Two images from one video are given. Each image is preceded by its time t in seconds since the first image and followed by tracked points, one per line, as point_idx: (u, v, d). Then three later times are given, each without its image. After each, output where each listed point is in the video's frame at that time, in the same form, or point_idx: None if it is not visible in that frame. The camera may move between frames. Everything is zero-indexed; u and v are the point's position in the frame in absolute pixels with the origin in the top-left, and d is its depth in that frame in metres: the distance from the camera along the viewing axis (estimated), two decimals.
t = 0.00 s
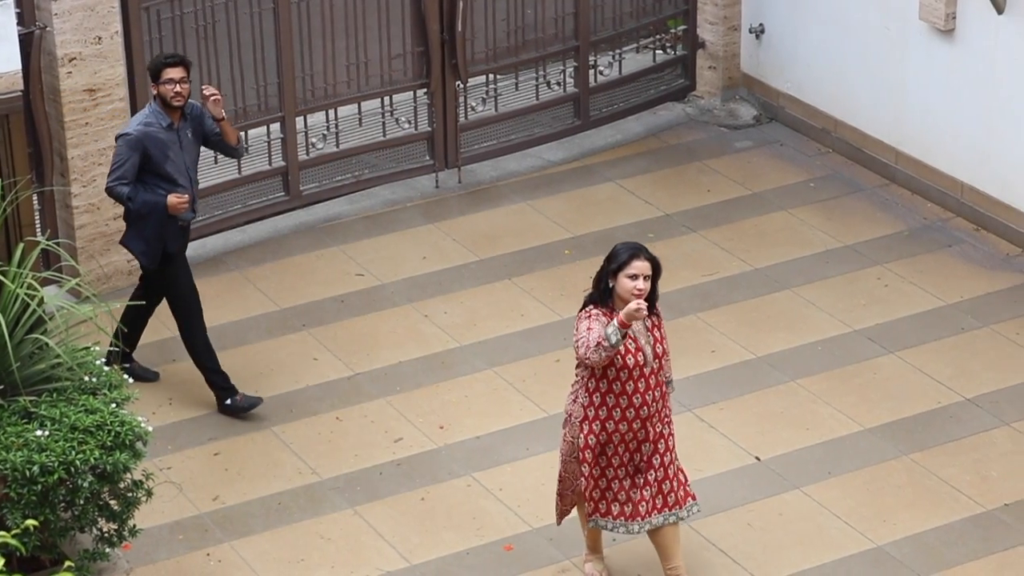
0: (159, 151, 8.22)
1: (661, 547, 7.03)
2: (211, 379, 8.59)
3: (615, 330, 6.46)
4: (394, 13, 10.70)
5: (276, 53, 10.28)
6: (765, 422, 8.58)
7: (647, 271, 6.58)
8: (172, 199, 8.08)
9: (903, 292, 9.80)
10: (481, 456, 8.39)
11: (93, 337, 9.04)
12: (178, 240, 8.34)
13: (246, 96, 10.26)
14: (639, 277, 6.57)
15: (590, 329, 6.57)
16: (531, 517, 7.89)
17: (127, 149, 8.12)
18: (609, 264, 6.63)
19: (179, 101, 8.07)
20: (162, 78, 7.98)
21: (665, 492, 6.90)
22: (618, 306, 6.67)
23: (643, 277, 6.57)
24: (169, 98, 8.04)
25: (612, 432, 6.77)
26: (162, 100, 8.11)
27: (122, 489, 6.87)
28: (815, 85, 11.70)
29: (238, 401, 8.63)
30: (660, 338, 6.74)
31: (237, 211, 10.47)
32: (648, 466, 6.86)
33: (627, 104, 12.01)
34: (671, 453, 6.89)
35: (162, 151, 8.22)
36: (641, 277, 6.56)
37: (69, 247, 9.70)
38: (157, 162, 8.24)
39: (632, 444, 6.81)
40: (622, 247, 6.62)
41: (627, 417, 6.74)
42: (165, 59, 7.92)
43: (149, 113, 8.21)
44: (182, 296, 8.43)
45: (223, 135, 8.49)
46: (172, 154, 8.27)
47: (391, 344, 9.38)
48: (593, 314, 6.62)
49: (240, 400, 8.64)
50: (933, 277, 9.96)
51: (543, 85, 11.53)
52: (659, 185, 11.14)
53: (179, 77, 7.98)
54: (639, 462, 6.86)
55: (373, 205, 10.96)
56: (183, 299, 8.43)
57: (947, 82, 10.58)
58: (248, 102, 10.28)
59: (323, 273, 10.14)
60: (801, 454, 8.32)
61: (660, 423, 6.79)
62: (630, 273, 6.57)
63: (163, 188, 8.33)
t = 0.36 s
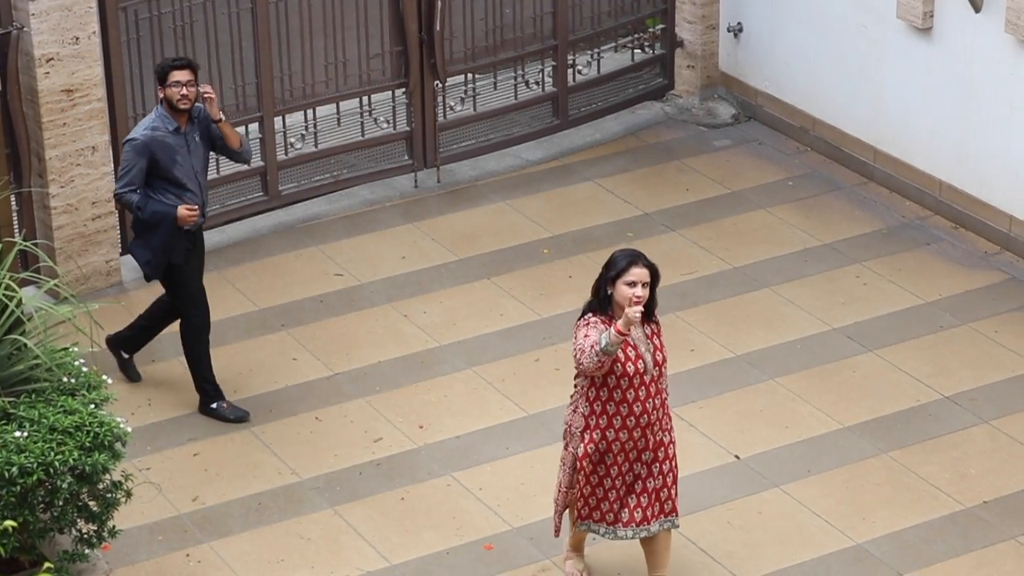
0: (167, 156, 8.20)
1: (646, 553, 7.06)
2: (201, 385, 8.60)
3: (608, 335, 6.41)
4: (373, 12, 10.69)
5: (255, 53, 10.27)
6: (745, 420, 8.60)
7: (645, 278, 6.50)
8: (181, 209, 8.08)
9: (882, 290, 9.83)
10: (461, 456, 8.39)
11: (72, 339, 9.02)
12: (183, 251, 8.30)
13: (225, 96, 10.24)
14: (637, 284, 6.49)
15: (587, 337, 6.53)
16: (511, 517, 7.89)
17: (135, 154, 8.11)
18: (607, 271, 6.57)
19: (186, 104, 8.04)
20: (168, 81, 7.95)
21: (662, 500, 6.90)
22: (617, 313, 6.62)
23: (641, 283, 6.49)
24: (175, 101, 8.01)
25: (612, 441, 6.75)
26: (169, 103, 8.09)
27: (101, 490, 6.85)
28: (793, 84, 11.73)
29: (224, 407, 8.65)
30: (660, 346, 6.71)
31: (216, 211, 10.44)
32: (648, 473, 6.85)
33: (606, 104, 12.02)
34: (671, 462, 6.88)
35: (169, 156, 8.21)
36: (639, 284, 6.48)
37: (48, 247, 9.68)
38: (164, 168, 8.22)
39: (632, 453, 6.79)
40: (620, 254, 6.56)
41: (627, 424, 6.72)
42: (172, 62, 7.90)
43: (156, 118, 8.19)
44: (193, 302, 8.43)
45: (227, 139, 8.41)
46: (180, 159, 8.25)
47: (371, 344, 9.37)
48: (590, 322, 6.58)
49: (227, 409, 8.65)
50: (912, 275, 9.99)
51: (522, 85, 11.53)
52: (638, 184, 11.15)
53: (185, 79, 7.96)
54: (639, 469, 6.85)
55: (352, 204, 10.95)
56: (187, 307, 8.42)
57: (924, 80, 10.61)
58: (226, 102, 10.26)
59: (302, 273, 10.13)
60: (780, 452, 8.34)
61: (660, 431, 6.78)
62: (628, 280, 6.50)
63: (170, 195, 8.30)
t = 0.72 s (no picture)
0: (176, 156, 8.09)
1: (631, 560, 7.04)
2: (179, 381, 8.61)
3: (604, 339, 6.42)
4: (350, 12, 10.68)
5: (232, 53, 10.24)
6: (723, 419, 8.62)
7: (642, 282, 6.51)
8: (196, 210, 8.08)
9: (859, 289, 9.86)
10: (440, 455, 8.38)
11: (50, 340, 9.00)
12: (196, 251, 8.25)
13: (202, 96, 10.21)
14: (634, 288, 6.49)
15: (583, 339, 6.52)
16: (490, 516, 7.89)
17: (144, 155, 8.01)
18: (603, 275, 6.56)
19: (192, 104, 7.96)
20: (176, 80, 7.90)
21: (659, 507, 6.90)
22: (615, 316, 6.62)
23: (638, 287, 6.50)
24: (183, 101, 7.93)
25: (612, 445, 6.71)
26: (176, 102, 8.00)
27: (79, 492, 6.83)
28: (770, 84, 11.75)
29: (202, 408, 8.64)
30: (659, 349, 6.70)
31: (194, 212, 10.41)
32: (647, 478, 6.83)
33: (584, 104, 12.02)
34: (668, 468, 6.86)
35: (178, 156, 8.10)
36: (636, 288, 6.49)
37: (25, 248, 9.65)
38: (173, 168, 8.11)
39: (632, 457, 6.76)
40: (617, 258, 6.55)
41: (627, 428, 6.68)
42: (182, 61, 7.85)
43: (162, 118, 8.09)
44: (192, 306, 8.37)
45: (232, 138, 8.32)
46: (189, 159, 8.14)
47: (350, 344, 9.37)
48: (587, 324, 6.58)
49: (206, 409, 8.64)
50: (889, 274, 10.02)
51: (499, 84, 11.53)
52: (616, 184, 11.16)
53: (194, 79, 7.90)
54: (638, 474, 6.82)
55: (331, 204, 10.95)
56: (196, 307, 8.39)
57: (902, 79, 10.64)
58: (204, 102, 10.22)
59: (280, 273, 10.12)
60: (759, 451, 8.36)
61: (659, 434, 6.75)
62: (624, 284, 6.50)
63: (181, 195, 8.19)
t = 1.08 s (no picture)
0: (180, 160, 8.03)
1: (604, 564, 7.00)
2: (160, 384, 8.56)
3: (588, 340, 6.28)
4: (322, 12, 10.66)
5: (203, 53, 10.21)
6: (696, 418, 8.63)
7: (631, 287, 6.40)
8: (206, 210, 8.03)
9: (831, 287, 9.89)
10: (413, 455, 8.38)
11: (21, 342, 8.96)
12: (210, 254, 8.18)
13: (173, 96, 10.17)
14: (624, 293, 6.38)
15: (570, 341, 6.39)
16: (463, 516, 7.89)
17: (149, 159, 7.93)
18: (594, 279, 6.45)
19: (195, 109, 7.92)
20: (179, 85, 7.86)
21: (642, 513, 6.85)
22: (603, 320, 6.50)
23: (628, 292, 6.38)
24: (185, 105, 7.88)
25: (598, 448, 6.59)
26: (178, 107, 7.96)
27: (52, 493, 6.81)
28: (742, 83, 11.78)
29: (174, 408, 8.62)
30: (647, 355, 6.61)
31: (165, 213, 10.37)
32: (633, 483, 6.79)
33: (555, 103, 12.03)
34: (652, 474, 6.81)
35: (182, 159, 8.03)
36: (626, 293, 6.38)
37: None
38: (178, 172, 8.05)
39: (621, 461, 6.64)
40: (607, 262, 6.44)
41: (613, 432, 6.56)
42: (185, 65, 7.81)
43: (165, 122, 8.01)
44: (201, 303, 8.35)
45: (233, 141, 8.25)
46: (191, 163, 8.07)
47: (323, 344, 9.36)
48: (575, 327, 6.45)
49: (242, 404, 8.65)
50: (861, 272, 10.05)
51: (471, 84, 11.53)
52: (588, 183, 11.17)
53: (196, 83, 7.87)
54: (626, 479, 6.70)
55: (303, 204, 10.94)
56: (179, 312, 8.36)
57: (873, 77, 10.68)
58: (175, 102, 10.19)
59: (252, 274, 10.10)
60: (731, 449, 8.38)
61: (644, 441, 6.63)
62: (614, 289, 6.39)
63: (185, 201, 8.12)
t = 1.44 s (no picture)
0: (187, 171, 8.00)
1: None
2: (138, 383, 8.53)
3: (574, 349, 6.19)
4: (292, 12, 10.64)
5: (173, 54, 10.17)
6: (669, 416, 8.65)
7: (620, 296, 6.23)
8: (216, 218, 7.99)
9: (803, 285, 9.92)
10: (387, 455, 8.38)
11: None
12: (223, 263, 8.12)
13: (144, 97, 10.14)
14: (613, 301, 6.21)
15: (557, 350, 6.29)
16: (436, 516, 7.89)
17: (157, 171, 7.91)
18: (582, 288, 6.29)
19: (200, 118, 7.91)
20: (183, 94, 7.84)
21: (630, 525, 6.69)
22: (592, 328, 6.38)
23: (617, 300, 6.21)
24: (191, 114, 7.88)
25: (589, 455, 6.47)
26: (183, 117, 7.94)
27: (24, 496, 6.78)
28: (712, 82, 11.81)
29: (148, 408, 8.58)
30: (637, 362, 6.48)
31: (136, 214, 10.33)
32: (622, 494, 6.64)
33: (526, 103, 12.02)
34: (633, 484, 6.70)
35: (189, 171, 8.01)
36: (614, 302, 6.21)
37: None
38: (184, 184, 8.02)
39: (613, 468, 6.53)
40: (596, 270, 6.28)
41: (604, 439, 6.45)
42: (189, 75, 7.80)
43: (170, 133, 7.99)
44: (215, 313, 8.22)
45: (238, 151, 8.21)
46: (198, 174, 8.05)
47: (295, 345, 9.34)
48: (562, 337, 6.34)
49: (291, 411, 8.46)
50: (832, 270, 10.08)
51: (442, 84, 11.52)
52: (560, 182, 11.18)
53: (201, 92, 7.84)
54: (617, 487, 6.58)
55: (274, 205, 10.91)
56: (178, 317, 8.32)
57: (843, 76, 10.71)
58: (145, 103, 10.15)
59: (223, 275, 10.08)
60: (704, 448, 8.39)
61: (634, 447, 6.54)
62: (603, 298, 6.22)
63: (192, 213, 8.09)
